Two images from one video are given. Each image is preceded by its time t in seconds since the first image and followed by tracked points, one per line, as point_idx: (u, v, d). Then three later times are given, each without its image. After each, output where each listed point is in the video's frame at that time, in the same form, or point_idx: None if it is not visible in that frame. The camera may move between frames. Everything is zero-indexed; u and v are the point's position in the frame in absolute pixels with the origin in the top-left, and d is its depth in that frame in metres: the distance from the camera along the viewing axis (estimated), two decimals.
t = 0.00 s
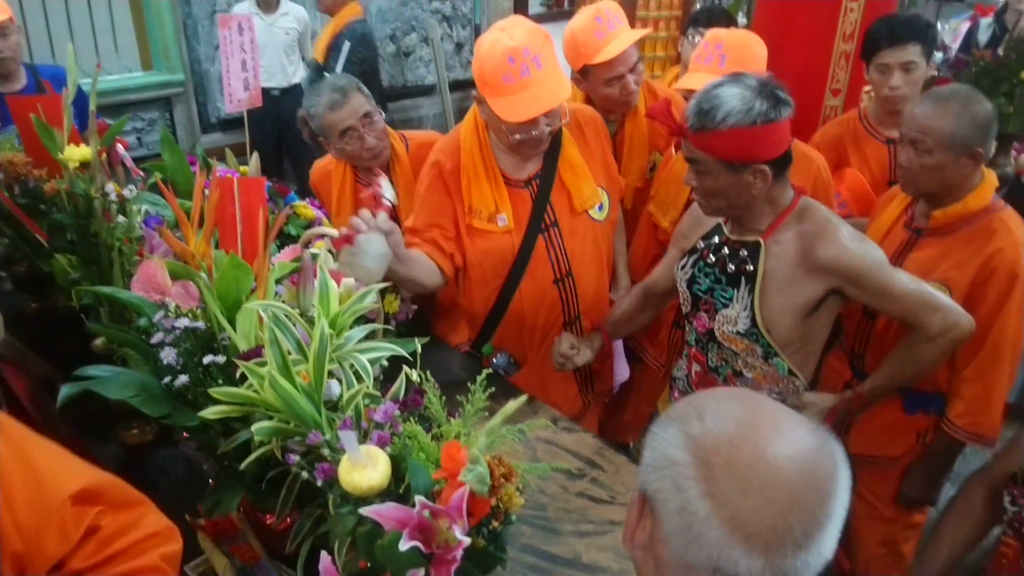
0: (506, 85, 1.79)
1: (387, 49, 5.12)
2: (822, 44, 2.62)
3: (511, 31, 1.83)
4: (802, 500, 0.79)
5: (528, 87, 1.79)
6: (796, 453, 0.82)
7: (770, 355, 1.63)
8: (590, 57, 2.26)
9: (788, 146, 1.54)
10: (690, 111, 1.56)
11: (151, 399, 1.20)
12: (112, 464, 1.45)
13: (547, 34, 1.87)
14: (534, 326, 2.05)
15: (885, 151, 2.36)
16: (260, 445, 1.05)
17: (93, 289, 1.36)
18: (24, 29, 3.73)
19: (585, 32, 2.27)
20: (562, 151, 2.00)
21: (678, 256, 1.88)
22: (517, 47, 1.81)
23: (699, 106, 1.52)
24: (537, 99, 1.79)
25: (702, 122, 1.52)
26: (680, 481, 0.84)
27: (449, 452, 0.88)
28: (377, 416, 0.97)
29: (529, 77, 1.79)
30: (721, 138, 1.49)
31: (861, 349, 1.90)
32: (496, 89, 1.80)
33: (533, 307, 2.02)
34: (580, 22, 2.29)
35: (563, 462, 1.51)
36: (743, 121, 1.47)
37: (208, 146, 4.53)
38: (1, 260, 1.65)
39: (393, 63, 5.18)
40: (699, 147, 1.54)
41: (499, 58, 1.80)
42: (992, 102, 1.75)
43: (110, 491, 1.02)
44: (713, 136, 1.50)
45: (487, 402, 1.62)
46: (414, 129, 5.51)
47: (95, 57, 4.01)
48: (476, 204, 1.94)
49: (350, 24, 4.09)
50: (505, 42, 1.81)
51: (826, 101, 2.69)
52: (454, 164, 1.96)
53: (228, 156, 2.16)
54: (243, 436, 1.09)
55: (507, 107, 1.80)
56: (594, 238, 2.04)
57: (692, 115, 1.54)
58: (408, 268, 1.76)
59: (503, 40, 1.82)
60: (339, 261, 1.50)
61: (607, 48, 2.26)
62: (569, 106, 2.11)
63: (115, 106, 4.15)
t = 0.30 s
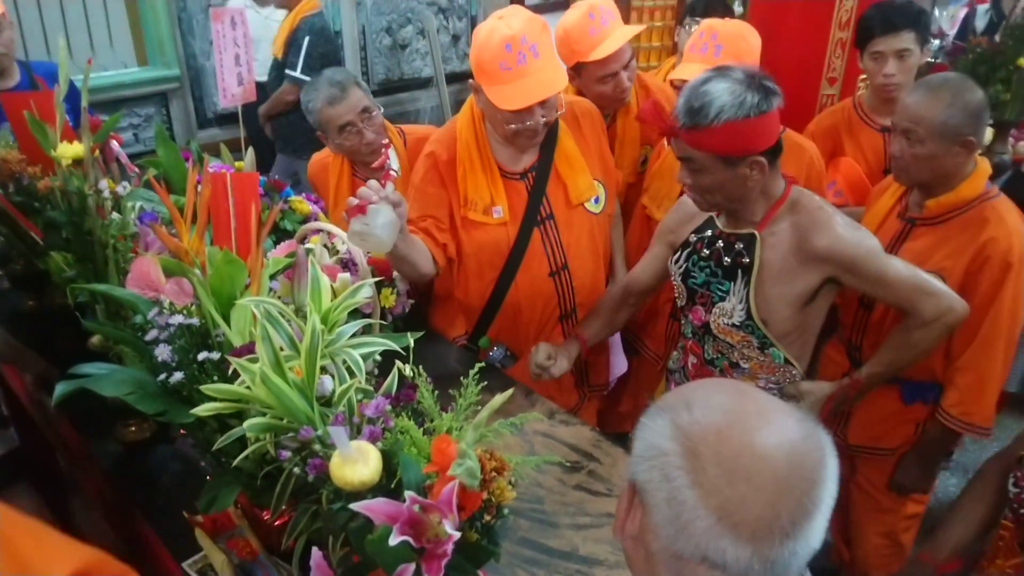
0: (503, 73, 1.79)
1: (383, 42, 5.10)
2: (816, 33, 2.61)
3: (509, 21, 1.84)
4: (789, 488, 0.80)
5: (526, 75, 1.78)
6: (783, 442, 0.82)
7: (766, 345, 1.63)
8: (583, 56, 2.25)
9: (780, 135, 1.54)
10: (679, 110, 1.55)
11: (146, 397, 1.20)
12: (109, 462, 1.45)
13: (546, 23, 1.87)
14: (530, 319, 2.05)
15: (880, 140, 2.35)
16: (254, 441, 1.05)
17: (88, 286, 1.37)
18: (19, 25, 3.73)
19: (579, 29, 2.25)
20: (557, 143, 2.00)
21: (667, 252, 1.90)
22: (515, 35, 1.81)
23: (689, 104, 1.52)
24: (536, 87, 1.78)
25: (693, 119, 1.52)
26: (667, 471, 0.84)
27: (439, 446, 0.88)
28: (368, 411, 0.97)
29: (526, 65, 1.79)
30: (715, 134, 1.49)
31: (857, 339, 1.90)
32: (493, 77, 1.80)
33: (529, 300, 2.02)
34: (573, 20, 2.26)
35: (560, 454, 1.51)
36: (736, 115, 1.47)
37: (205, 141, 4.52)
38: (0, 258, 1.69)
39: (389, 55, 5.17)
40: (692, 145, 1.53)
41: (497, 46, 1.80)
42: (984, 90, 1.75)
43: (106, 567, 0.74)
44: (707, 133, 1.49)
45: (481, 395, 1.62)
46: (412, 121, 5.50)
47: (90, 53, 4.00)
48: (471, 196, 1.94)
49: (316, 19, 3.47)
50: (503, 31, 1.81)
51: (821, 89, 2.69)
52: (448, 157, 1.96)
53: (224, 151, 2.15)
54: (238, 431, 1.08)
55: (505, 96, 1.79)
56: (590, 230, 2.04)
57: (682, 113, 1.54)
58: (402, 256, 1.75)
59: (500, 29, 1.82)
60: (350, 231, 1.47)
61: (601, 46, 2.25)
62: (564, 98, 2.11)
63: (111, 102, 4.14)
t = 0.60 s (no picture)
0: (494, 80, 1.80)
1: (376, 53, 5.12)
2: (803, 41, 2.63)
3: (503, 27, 1.85)
4: (769, 492, 0.80)
5: (517, 83, 1.79)
6: (763, 446, 0.83)
7: (751, 352, 1.64)
8: (570, 57, 2.29)
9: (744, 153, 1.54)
10: (641, 146, 1.53)
11: (138, 410, 1.20)
12: (103, 476, 1.46)
13: (539, 31, 1.87)
14: (523, 327, 2.06)
15: (866, 145, 2.37)
16: (246, 453, 1.06)
17: (81, 300, 1.37)
18: (12, 40, 3.74)
19: (572, 31, 2.30)
20: (549, 153, 2.01)
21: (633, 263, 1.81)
22: (507, 41, 1.82)
23: (651, 139, 1.50)
24: (527, 94, 1.79)
25: (659, 154, 1.50)
26: (652, 476, 0.85)
27: (427, 456, 0.89)
28: (358, 421, 0.97)
29: (518, 72, 1.80)
30: (683, 165, 1.47)
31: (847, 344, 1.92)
32: (484, 83, 1.82)
33: (522, 307, 2.03)
34: (568, 22, 2.31)
35: (553, 462, 1.52)
36: (700, 144, 1.46)
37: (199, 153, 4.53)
38: None
39: (382, 66, 5.19)
40: (662, 179, 1.51)
41: (489, 52, 1.82)
42: (967, 98, 1.77)
43: None
44: (676, 165, 1.48)
45: (471, 404, 1.63)
46: (405, 131, 5.51)
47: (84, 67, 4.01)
48: (464, 205, 1.95)
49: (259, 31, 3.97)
50: (496, 38, 1.83)
51: (811, 97, 2.71)
52: (442, 165, 1.97)
53: (217, 164, 2.16)
54: (230, 443, 1.09)
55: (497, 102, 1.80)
56: (583, 238, 2.05)
57: (645, 150, 1.52)
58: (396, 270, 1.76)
59: (492, 35, 1.84)
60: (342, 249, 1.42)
61: (593, 48, 2.28)
62: (555, 108, 2.12)
63: (104, 115, 4.15)
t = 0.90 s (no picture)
0: (479, 89, 1.82)
1: (372, 60, 5.14)
2: (796, 53, 2.65)
3: (494, 40, 1.87)
4: (761, 490, 0.82)
5: (501, 94, 1.81)
6: (755, 447, 0.84)
7: (763, 371, 1.63)
8: (570, 63, 2.30)
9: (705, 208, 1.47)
10: (603, 218, 1.44)
11: (134, 416, 1.21)
12: (95, 481, 1.45)
13: (529, 44, 1.89)
14: (520, 339, 2.07)
15: (858, 156, 2.40)
16: (241, 459, 1.06)
17: (77, 305, 1.37)
18: (8, 43, 3.73)
19: (572, 38, 2.30)
20: (545, 164, 2.01)
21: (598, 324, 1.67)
22: (494, 52, 1.84)
23: (612, 211, 1.41)
24: (509, 104, 1.80)
25: (624, 225, 1.41)
26: (647, 478, 0.85)
27: (424, 465, 0.90)
28: (355, 429, 0.98)
29: (503, 84, 1.81)
30: (653, 233, 1.39)
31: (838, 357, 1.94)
32: (471, 94, 1.84)
33: (518, 318, 2.04)
34: (570, 29, 2.32)
35: (548, 471, 1.53)
36: (667, 211, 1.38)
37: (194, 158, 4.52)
38: None
39: (378, 73, 5.20)
40: (632, 248, 1.42)
41: (476, 63, 1.85)
42: (959, 113, 1.79)
43: None
44: (643, 235, 1.39)
45: (466, 412, 1.63)
46: (400, 139, 5.53)
47: (79, 72, 4.00)
48: (461, 216, 1.97)
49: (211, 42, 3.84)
50: (484, 48, 1.86)
51: (804, 109, 2.73)
52: (440, 175, 1.99)
53: (212, 171, 2.16)
54: (225, 449, 1.09)
55: (478, 112, 1.82)
56: (578, 249, 2.06)
57: (609, 221, 1.42)
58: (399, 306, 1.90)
59: (482, 47, 1.86)
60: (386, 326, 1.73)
61: (593, 57, 2.29)
62: (552, 119, 2.14)
63: (99, 119, 4.14)
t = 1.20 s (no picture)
0: (456, 105, 1.86)
1: (366, 69, 5.17)
2: (786, 72, 2.70)
3: (474, 58, 1.90)
4: (744, 495, 0.84)
5: (475, 109, 1.83)
6: (737, 456, 0.87)
7: (744, 389, 1.67)
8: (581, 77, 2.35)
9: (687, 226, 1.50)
10: (586, 237, 1.47)
11: (129, 422, 1.22)
12: (86, 486, 1.46)
13: (506, 62, 1.91)
14: (509, 351, 2.09)
15: (844, 174, 2.44)
16: (236, 466, 1.08)
17: (72, 311, 1.39)
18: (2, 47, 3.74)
19: (587, 55, 2.37)
20: (536, 179, 2.03)
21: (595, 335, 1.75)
22: (469, 69, 1.87)
23: (595, 230, 1.44)
24: (481, 118, 1.82)
25: (606, 244, 1.44)
26: (634, 485, 0.88)
27: (418, 473, 0.92)
28: (349, 437, 1.00)
29: (477, 99, 1.84)
30: (634, 252, 1.42)
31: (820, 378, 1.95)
32: (448, 109, 1.88)
33: (508, 329, 2.06)
34: (587, 45, 2.38)
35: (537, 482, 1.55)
36: (647, 231, 1.41)
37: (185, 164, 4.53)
38: None
39: (372, 82, 5.23)
40: (615, 266, 1.46)
41: (452, 79, 1.88)
42: (943, 136, 1.83)
43: None
44: (624, 254, 1.42)
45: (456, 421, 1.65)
46: (392, 147, 5.55)
47: (73, 76, 4.02)
48: (452, 233, 1.99)
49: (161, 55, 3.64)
50: (461, 65, 1.89)
51: (792, 126, 2.78)
52: (431, 194, 2.01)
53: (206, 178, 2.17)
54: (220, 456, 1.10)
55: (453, 127, 1.85)
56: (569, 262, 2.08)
57: (593, 240, 1.46)
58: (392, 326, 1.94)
59: (460, 64, 1.90)
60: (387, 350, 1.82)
61: (602, 77, 2.35)
62: (544, 134, 2.17)
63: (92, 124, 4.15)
